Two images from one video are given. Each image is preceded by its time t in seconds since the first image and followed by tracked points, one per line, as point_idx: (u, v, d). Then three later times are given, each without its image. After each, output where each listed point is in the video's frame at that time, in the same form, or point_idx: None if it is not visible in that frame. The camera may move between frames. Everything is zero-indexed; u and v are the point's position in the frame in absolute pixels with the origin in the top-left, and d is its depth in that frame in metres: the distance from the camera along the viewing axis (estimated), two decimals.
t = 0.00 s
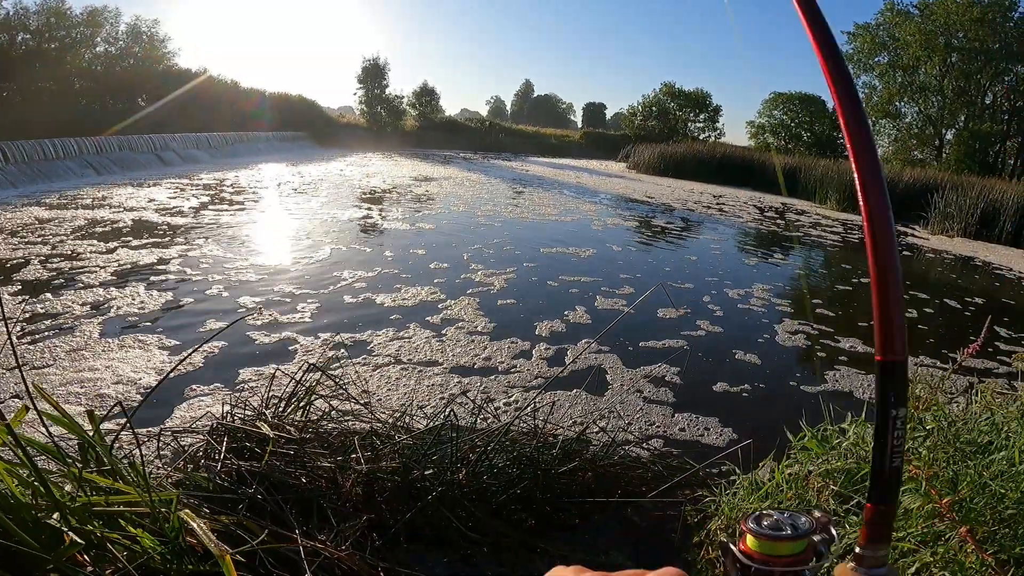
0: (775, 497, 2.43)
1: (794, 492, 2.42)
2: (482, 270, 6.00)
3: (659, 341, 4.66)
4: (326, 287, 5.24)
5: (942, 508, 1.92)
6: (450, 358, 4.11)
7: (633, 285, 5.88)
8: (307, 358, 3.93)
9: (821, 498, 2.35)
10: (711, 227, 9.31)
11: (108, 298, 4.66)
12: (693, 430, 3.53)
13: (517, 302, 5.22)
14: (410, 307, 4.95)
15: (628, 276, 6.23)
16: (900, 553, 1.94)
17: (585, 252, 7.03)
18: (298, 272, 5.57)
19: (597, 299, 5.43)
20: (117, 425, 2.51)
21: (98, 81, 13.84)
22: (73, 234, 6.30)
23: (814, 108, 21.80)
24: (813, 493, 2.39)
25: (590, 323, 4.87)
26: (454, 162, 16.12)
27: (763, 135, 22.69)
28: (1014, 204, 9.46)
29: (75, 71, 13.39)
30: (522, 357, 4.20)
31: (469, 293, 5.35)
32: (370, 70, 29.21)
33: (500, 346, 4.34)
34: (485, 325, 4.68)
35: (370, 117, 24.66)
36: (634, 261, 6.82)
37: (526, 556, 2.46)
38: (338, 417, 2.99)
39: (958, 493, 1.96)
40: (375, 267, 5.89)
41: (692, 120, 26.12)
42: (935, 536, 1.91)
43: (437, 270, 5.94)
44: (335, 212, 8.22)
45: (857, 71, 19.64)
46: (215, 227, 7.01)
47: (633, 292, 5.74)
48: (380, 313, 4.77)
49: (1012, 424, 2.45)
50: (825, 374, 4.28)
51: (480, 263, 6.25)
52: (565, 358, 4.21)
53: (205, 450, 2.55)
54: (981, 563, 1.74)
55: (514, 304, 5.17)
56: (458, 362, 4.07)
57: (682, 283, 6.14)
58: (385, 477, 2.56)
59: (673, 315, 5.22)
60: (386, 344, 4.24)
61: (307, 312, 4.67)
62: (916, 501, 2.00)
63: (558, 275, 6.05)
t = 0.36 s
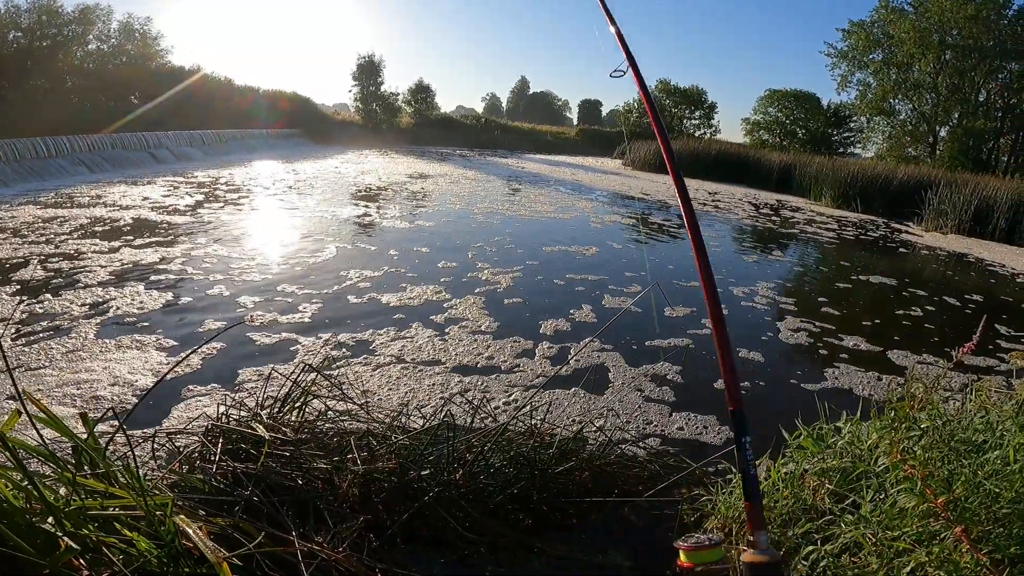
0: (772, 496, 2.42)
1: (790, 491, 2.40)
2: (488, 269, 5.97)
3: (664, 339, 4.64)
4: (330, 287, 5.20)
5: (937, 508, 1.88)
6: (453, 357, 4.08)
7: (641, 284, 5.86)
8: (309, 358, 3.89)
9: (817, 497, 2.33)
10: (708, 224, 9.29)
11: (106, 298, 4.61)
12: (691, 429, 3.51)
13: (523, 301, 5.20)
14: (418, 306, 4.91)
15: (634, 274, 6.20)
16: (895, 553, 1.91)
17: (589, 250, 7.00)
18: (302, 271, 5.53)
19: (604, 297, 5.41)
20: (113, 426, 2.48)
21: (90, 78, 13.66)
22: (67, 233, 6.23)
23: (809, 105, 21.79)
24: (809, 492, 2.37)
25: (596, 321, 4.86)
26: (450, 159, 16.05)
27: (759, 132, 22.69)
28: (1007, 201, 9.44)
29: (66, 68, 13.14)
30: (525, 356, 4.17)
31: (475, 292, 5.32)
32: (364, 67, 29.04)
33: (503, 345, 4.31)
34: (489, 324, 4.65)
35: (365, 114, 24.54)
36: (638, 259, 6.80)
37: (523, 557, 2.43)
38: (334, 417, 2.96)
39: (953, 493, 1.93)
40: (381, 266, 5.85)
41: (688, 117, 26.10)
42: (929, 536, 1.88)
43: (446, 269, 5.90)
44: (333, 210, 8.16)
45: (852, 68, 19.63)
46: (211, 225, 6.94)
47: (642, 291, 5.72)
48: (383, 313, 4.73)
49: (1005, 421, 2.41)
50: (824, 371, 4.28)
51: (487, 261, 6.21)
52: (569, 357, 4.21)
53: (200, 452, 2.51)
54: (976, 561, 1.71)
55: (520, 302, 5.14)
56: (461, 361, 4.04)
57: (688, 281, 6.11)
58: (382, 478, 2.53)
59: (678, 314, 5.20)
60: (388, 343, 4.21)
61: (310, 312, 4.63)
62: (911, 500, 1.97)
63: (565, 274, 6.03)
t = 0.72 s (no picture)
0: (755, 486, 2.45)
1: (773, 480, 2.44)
2: (482, 264, 5.96)
3: (656, 332, 4.67)
4: (321, 284, 5.14)
5: (914, 496, 1.90)
6: (444, 353, 4.07)
7: (633, 277, 5.89)
8: (297, 356, 3.84)
9: (799, 485, 2.37)
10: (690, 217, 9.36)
11: (85, 298, 4.52)
12: (676, 421, 3.53)
13: (518, 295, 5.20)
14: (412, 303, 4.88)
15: (626, 267, 6.23)
16: (876, 540, 1.94)
17: (579, 244, 7.01)
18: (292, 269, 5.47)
19: (599, 292, 5.42)
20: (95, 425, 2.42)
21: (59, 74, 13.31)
22: (40, 233, 6.07)
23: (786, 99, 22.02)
24: (791, 481, 2.41)
25: (590, 314, 4.88)
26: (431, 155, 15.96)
27: (737, 126, 22.90)
28: (976, 192, 9.63)
29: (34, 64, 12.78)
30: (516, 350, 4.17)
31: (469, 287, 5.30)
32: (341, 62, 28.67)
33: (493, 340, 4.30)
34: (480, 319, 4.64)
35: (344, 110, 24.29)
36: (626, 253, 6.83)
37: (512, 549, 2.43)
38: (319, 415, 2.94)
39: (928, 481, 1.96)
40: (374, 263, 5.81)
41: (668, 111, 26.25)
42: (908, 524, 1.90)
43: (440, 265, 5.88)
44: (314, 207, 8.07)
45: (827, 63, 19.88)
46: (190, 223, 6.82)
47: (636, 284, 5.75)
48: (372, 309, 4.71)
49: (978, 408, 2.40)
50: (806, 361, 4.34)
51: (481, 256, 6.21)
52: (560, 351, 4.23)
53: (185, 451, 2.47)
54: (953, 548, 1.75)
55: (515, 297, 5.14)
56: (453, 356, 4.03)
57: (679, 274, 6.16)
58: (370, 474, 2.51)
59: (670, 307, 5.22)
60: (379, 340, 4.18)
61: (298, 310, 4.58)
62: (889, 488, 1.99)
63: (559, 268, 6.03)
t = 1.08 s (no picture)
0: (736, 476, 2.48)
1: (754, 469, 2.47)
2: (475, 260, 5.94)
3: (647, 324, 4.69)
4: (311, 283, 5.07)
5: (891, 482, 2.00)
6: (435, 348, 4.05)
7: (624, 270, 5.92)
8: (283, 355, 3.80)
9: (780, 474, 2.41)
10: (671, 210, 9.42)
11: (64, 299, 4.42)
12: (660, 412, 3.54)
13: (510, 290, 5.19)
14: (405, 300, 4.84)
15: (617, 261, 6.25)
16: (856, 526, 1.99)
17: (567, 238, 7.01)
18: (280, 267, 5.41)
19: (592, 285, 5.43)
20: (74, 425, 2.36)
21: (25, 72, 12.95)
22: (11, 233, 5.92)
23: (762, 93, 22.23)
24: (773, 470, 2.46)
25: (581, 308, 4.89)
26: (411, 150, 15.85)
27: (715, 120, 23.07)
28: (946, 184, 9.81)
29: None
30: (506, 344, 4.17)
31: (462, 283, 5.28)
32: (318, 57, 28.30)
33: (484, 335, 4.29)
34: (471, 314, 4.63)
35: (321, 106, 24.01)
36: (614, 246, 6.85)
37: (500, 543, 2.44)
38: (303, 412, 2.90)
39: (905, 467, 2.03)
40: (367, 259, 5.76)
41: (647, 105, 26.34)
42: (885, 509, 1.99)
43: (435, 261, 5.84)
44: (296, 204, 7.97)
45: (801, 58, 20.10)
46: (167, 222, 6.69)
47: (627, 277, 5.78)
48: (362, 306, 4.66)
49: (950, 396, 2.43)
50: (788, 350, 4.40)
51: (474, 251, 6.19)
52: (551, 345, 4.26)
53: (166, 450, 2.42)
54: (931, 534, 1.83)
55: (508, 292, 5.14)
56: (444, 352, 4.02)
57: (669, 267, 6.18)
58: (356, 470, 2.48)
59: (661, 299, 5.25)
60: (368, 336, 4.15)
61: (286, 308, 4.53)
62: (867, 475, 2.07)
63: (552, 262, 6.04)
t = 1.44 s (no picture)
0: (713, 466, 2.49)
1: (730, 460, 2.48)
2: (466, 255, 5.92)
3: (635, 316, 4.71)
4: (299, 281, 5.00)
5: (863, 471, 2.02)
6: (421, 345, 4.02)
7: (614, 264, 5.96)
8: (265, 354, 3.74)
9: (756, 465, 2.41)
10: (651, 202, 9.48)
11: (37, 302, 4.32)
12: (642, 404, 3.55)
13: (498, 284, 5.18)
14: (394, 296, 4.81)
15: (604, 254, 6.28)
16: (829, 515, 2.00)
17: (552, 232, 7.01)
18: (265, 266, 5.32)
19: (582, 280, 5.44)
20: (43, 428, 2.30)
21: None
22: None
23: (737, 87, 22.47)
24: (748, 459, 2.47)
25: (569, 302, 4.90)
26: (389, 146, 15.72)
27: (691, 113, 23.28)
28: (915, 175, 10.03)
29: None
30: (492, 338, 4.15)
31: (453, 279, 5.25)
32: (292, 52, 27.92)
33: (470, 330, 4.28)
34: (459, 309, 4.60)
35: (297, 103, 23.71)
36: (598, 239, 6.87)
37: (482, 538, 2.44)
38: (280, 410, 2.85)
39: (876, 455, 2.07)
40: (356, 257, 5.71)
41: (625, 99, 26.46)
42: (858, 498, 1.99)
43: (425, 256, 5.80)
44: (274, 201, 7.86)
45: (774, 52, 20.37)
46: (141, 222, 6.54)
47: (618, 271, 5.81)
48: (348, 303, 4.61)
49: (918, 384, 2.51)
50: (767, 339, 4.46)
51: (463, 246, 6.17)
52: (536, 338, 4.26)
53: (140, 452, 2.36)
54: (902, 522, 1.86)
55: (496, 287, 5.12)
56: (430, 348, 3.99)
57: (657, 260, 6.21)
58: (336, 467, 2.46)
59: (649, 291, 5.28)
60: (352, 334, 4.11)
61: (269, 307, 4.46)
62: (839, 463, 2.08)
63: (542, 257, 6.04)
